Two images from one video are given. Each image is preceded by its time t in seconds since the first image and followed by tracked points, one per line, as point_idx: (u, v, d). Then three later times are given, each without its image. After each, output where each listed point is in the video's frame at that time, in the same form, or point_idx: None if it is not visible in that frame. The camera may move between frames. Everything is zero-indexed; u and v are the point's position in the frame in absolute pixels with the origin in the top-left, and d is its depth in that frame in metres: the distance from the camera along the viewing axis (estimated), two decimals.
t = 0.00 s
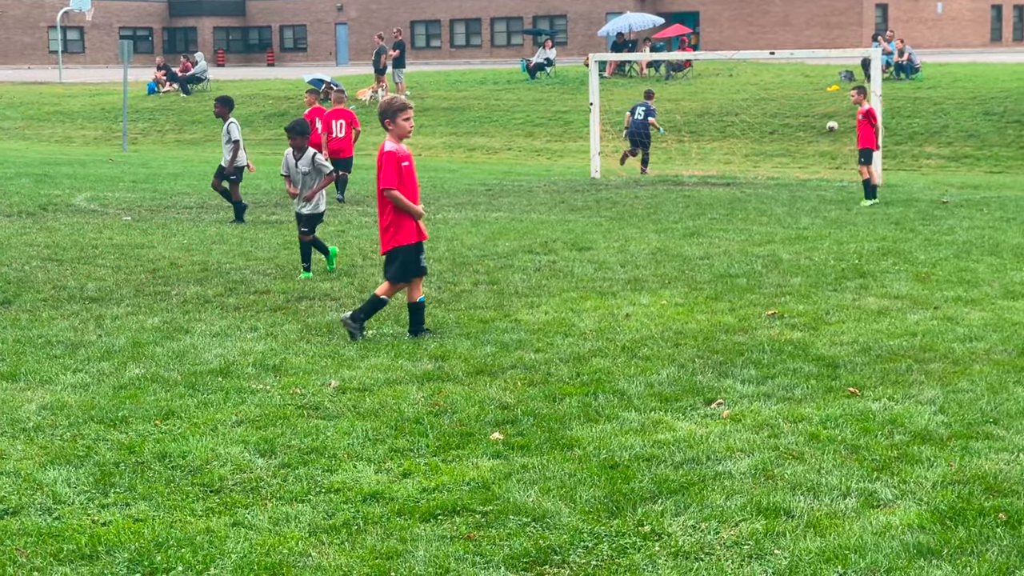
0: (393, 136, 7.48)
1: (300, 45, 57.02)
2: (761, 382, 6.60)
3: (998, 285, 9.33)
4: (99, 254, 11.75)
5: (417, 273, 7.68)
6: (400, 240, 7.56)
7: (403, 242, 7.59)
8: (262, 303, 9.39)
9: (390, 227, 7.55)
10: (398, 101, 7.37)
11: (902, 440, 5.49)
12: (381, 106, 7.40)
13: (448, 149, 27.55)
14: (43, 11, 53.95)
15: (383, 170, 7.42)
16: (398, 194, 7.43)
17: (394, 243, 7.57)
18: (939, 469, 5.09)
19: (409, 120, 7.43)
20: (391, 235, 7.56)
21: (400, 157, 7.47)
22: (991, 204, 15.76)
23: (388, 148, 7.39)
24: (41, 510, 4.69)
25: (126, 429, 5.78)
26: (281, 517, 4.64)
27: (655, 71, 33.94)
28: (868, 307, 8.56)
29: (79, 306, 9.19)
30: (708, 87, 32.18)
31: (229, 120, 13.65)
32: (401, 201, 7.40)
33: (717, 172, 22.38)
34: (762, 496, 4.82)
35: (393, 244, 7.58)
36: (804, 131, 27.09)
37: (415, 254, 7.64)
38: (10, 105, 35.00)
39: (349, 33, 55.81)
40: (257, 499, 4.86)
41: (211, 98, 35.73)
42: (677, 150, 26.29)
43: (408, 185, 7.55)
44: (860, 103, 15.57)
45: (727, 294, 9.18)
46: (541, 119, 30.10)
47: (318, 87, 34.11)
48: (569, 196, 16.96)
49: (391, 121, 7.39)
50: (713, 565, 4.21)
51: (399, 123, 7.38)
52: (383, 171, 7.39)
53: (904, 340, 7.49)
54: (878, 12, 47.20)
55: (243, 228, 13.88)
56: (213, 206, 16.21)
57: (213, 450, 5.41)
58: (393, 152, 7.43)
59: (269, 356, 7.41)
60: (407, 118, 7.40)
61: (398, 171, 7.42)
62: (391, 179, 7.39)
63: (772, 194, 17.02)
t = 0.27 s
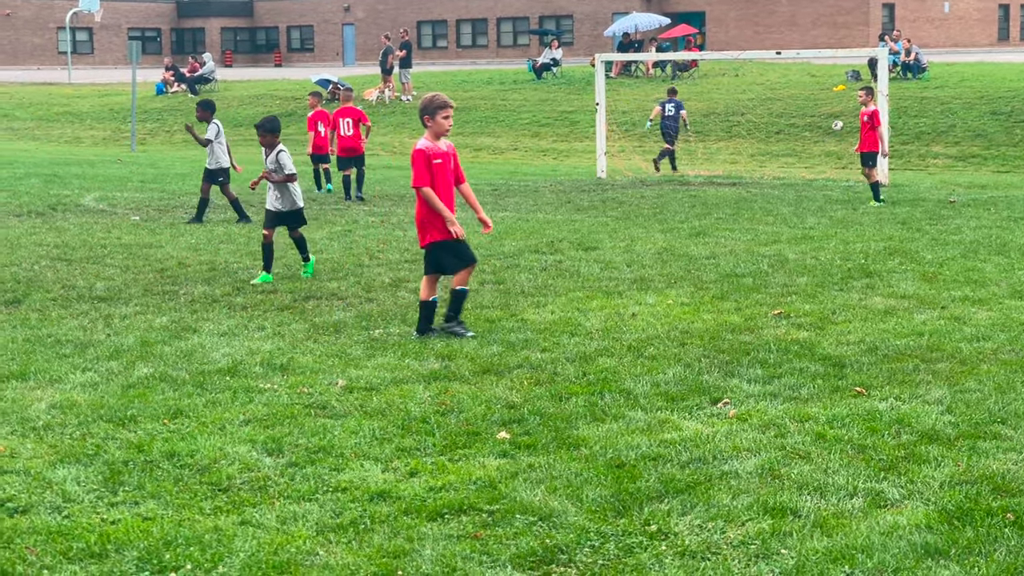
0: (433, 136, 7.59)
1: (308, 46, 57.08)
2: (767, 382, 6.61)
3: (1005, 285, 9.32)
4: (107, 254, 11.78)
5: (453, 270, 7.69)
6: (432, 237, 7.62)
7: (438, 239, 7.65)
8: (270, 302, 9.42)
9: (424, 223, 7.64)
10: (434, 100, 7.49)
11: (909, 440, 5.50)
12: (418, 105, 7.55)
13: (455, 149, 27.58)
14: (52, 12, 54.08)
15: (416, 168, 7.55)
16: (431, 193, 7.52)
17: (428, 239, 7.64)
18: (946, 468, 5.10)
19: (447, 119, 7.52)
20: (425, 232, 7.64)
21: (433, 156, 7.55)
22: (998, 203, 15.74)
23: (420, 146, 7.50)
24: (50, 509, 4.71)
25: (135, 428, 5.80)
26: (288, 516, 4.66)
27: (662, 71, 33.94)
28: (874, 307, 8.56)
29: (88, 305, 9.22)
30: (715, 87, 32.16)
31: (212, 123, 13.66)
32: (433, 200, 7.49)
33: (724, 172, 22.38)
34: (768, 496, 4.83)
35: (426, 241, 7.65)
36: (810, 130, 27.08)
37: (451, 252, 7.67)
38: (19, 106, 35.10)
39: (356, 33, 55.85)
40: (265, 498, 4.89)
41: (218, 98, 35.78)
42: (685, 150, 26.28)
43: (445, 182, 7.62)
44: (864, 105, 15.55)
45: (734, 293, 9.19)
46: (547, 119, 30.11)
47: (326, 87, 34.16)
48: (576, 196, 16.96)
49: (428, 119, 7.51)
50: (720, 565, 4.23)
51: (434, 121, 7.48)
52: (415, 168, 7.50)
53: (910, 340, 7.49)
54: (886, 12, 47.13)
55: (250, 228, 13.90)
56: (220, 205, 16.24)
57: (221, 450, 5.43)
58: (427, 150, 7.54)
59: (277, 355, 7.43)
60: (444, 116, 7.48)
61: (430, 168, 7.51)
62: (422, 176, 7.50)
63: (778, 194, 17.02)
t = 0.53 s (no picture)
0: (482, 137, 7.49)
1: (323, 46, 57.18)
2: (782, 382, 6.58)
3: None
4: (123, 253, 11.82)
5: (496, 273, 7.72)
6: (481, 241, 7.60)
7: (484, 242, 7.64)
8: (285, 302, 9.43)
9: (473, 227, 7.59)
10: (486, 103, 7.38)
11: (927, 440, 5.47)
12: (470, 107, 7.43)
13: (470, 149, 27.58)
14: (68, 13, 54.35)
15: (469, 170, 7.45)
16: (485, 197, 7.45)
17: (476, 242, 7.62)
18: (964, 469, 5.07)
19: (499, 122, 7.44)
20: (474, 235, 7.61)
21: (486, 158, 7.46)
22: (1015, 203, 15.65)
23: (475, 149, 7.39)
24: (67, 507, 4.73)
25: (152, 428, 5.82)
26: (303, 516, 4.67)
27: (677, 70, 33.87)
28: (891, 307, 8.53)
29: (104, 305, 9.26)
30: (730, 86, 32.08)
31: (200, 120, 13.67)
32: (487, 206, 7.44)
33: (738, 172, 22.31)
34: (785, 496, 4.81)
35: (473, 244, 7.63)
36: (826, 130, 26.99)
37: (495, 255, 7.68)
38: (35, 106, 35.28)
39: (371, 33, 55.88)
40: (280, 497, 4.89)
41: (234, 98, 35.88)
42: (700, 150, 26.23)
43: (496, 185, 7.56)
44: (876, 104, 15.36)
45: (749, 293, 9.16)
46: (562, 119, 30.09)
47: (341, 87, 34.20)
48: (591, 196, 16.94)
49: (478, 122, 7.42)
50: (736, 565, 4.21)
51: (485, 123, 7.39)
52: (472, 172, 7.40)
53: (928, 340, 7.45)
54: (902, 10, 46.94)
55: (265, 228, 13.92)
56: (234, 205, 16.26)
57: (237, 448, 5.44)
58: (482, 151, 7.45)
59: (291, 355, 7.45)
60: (495, 119, 7.40)
61: (488, 172, 7.43)
62: (479, 180, 7.41)
63: (794, 193, 16.96)
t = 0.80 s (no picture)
0: (530, 136, 7.47)
1: (340, 46, 57.28)
2: (802, 383, 6.56)
3: None
4: (141, 254, 11.87)
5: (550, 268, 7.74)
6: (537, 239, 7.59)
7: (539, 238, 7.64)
8: (303, 302, 9.45)
9: (529, 225, 7.58)
10: (537, 102, 7.37)
11: (946, 442, 5.44)
12: (519, 106, 7.40)
13: (488, 149, 27.60)
14: (87, 13, 54.61)
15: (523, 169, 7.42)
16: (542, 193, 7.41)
17: (532, 240, 7.62)
18: (985, 471, 5.03)
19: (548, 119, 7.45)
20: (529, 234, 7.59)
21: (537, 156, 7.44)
22: None
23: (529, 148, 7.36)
24: (85, 508, 4.75)
25: (169, 428, 5.84)
26: (321, 517, 4.67)
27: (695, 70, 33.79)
28: (912, 308, 8.48)
29: (123, 306, 9.30)
30: (748, 87, 31.99)
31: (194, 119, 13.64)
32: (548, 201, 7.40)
33: (756, 172, 22.25)
34: (804, 498, 4.79)
35: (529, 243, 7.62)
36: (845, 130, 26.88)
37: (548, 251, 7.70)
38: (54, 107, 35.47)
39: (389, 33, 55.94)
40: (298, 498, 4.90)
41: (252, 99, 35.99)
42: (718, 150, 26.17)
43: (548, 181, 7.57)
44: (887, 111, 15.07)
45: (768, 294, 9.13)
46: (579, 119, 30.06)
47: (358, 87, 34.27)
48: (609, 196, 16.92)
49: (527, 121, 7.40)
50: (755, 567, 4.19)
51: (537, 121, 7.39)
52: (528, 170, 7.36)
53: (949, 341, 7.41)
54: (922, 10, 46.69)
55: (283, 229, 13.95)
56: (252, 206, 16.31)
57: (255, 450, 5.45)
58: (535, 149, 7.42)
59: (309, 356, 7.47)
60: (545, 117, 7.41)
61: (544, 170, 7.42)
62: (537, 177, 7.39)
63: (814, 194, 16.90)
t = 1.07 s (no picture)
0: (574, 138, 7.47)
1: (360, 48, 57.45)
2: (822, 385, 6.55)
3: None
4: (162, 256, 11.95)
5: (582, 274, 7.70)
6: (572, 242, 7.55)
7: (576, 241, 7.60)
8: (322, 304, 9.50)
9: (568, 226, 7.53)
10: (583, 104, 7.38)
11: (966, 444, 5.42)
12: (565, 108, 7.40)
13: (507, 151, 27.64)
14: (107, 16, 54.88)
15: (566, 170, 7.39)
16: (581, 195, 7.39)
17: (569, 243, 7.57)
18: (1006, 473, 5.01)
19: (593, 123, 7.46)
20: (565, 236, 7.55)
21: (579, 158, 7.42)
22: None
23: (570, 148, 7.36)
24: (106, 510, 4.79)
25: (189, 430, 5.88)
26: (340, 518, 4.71)
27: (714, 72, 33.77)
28: (931, 309, 8.46)
29: (143, 308, 9.37)
30: (768, 88, 31.91)
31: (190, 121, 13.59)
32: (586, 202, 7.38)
33: (776, 174, 22.22)
34: (823, 500, 4.79)
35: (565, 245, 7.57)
36: (865, 131, 26.79)
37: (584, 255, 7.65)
38: (76, 109, 35.73)
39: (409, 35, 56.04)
40: (317, 500, 4.94)
41: (272, 101, 36.16)
42: (737, 152, 26.12)
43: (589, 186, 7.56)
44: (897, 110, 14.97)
45: (787, 296, 9.11)
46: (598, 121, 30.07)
47: (377, 89, 34.39)
48: (628, 199, 16.92)
49: (573, 124, 7.40)
50: (773, 569, 4.20)
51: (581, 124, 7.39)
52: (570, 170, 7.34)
53: (968, 343, 7.39)
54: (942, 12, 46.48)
55: (302, 231, 14.01)
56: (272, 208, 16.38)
57: (274, 452, 5.49)
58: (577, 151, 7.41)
59: (329, 357, 7.51)
60: (590, 121, 7.40)
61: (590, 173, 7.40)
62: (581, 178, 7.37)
63: (833, 195, 16.89)
